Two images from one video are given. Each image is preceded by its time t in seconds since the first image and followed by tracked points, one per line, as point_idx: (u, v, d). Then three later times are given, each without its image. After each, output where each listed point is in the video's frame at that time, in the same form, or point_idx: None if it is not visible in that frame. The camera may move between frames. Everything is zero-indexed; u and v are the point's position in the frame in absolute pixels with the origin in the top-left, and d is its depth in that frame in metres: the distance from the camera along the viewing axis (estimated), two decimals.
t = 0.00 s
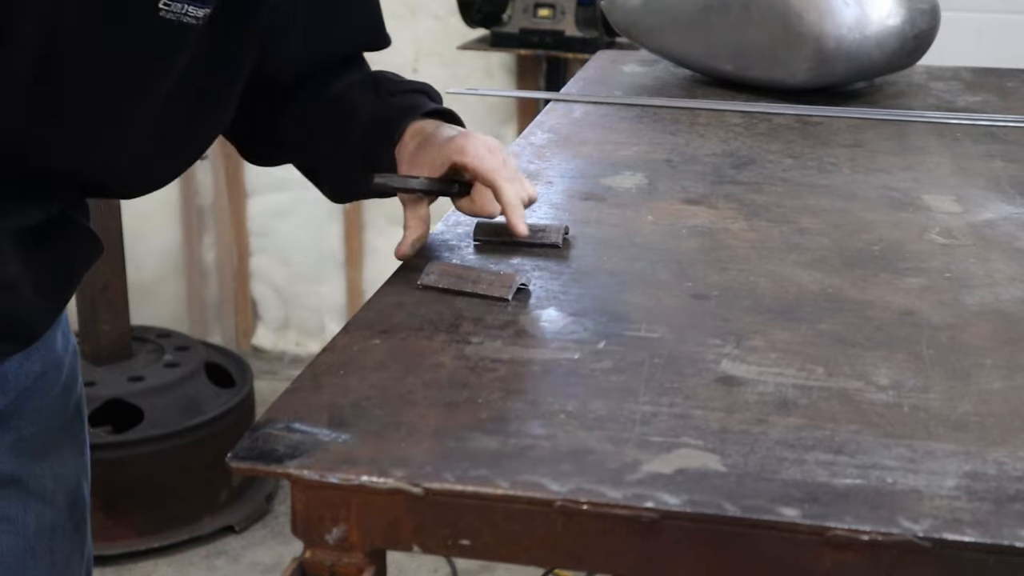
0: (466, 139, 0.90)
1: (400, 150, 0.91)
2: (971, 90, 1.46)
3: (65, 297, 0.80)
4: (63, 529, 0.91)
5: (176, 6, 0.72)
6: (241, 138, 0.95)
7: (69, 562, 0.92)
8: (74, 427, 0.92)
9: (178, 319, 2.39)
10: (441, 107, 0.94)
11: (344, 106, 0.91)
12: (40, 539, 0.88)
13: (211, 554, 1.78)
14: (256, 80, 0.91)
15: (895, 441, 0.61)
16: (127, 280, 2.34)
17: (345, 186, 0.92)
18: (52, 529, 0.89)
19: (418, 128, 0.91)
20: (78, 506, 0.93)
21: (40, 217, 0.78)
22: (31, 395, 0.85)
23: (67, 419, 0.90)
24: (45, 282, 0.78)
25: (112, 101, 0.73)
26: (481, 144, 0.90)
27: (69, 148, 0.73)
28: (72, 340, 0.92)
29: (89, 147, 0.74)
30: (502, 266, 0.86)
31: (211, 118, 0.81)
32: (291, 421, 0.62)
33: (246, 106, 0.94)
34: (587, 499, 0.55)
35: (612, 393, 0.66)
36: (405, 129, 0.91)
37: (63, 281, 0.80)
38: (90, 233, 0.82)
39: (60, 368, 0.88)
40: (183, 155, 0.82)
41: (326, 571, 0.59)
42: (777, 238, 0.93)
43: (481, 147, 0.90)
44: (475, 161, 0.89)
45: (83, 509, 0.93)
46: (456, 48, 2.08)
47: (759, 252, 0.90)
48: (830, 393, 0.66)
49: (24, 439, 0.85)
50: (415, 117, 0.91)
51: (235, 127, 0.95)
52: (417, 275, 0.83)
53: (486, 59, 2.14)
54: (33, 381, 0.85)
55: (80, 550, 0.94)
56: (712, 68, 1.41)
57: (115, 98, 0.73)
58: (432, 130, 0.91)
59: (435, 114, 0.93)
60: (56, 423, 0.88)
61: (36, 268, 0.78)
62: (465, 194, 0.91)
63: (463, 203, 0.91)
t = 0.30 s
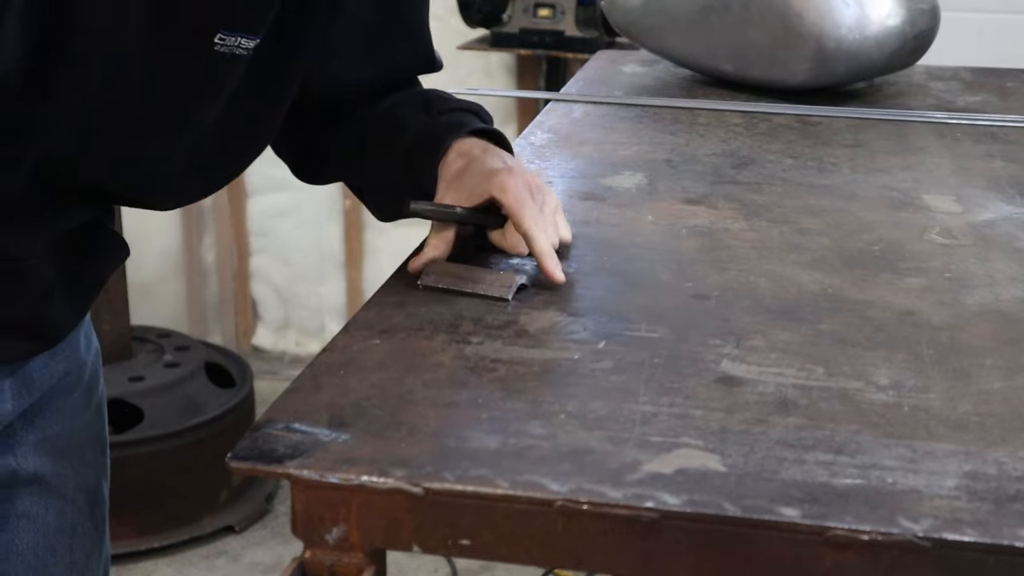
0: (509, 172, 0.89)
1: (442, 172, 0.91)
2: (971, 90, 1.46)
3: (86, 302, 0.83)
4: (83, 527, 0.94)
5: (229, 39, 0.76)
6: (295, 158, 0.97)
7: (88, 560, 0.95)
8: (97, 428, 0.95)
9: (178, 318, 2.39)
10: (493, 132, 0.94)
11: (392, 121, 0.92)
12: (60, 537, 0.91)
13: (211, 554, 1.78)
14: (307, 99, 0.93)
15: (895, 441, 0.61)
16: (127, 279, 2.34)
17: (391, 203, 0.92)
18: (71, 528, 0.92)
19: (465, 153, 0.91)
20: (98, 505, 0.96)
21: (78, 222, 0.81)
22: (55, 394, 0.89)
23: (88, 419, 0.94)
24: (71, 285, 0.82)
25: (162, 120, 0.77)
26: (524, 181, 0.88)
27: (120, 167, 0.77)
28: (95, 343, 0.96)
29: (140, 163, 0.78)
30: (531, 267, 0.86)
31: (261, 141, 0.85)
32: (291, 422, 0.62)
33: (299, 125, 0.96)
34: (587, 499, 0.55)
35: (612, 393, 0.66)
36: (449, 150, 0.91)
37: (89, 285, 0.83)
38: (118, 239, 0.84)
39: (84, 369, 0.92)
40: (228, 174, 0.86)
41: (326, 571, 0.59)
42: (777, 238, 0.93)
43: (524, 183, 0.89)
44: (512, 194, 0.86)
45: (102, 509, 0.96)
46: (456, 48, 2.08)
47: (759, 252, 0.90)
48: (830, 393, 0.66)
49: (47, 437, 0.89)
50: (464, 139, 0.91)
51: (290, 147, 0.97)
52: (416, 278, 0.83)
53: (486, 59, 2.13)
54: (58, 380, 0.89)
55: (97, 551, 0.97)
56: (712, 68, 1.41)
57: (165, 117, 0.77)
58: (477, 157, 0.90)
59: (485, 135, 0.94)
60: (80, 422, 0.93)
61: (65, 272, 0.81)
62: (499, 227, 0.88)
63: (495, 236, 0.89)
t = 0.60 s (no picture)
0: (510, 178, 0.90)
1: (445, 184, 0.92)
2: (971, 90, 1.46)
3: (97, 300, 0.84)
4: (93, 527, 0.94)
5: (258, 68, 0.75)
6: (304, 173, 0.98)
7: (98, 559, 0.95)
8: (108, 428, 0.95)
9: (178, 318, 2.39)
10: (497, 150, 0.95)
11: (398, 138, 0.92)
12: (70, 536, 0.92)
13: (211, 554, 1.78)
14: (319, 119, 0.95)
15: (895, 441, 0.61)
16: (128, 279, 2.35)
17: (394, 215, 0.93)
18: (81, 526, 0.93)
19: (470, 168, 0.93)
20: (109, 506, 0.96)
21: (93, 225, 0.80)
22: (67, 394, 0.90)
23: (100, 420, 0.94)
24: (82, 283, 0.82)
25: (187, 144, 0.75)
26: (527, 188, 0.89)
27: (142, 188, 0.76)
28: (107, 343, 0.95)
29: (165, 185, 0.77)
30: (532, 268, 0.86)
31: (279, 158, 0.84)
32: (291, 422, 0.62)
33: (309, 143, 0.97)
34: (587, 499, 0.55)
35: (612, 393, 0.66)
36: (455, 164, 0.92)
37: (100, 283, 0.83)
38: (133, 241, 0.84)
39: (95, 369, 0.92)
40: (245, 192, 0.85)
41: (326, 571, 0.59)
42: (777, 238, 0.93)
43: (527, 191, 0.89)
44: (512, 195, 0.87)
45: (112, 509, 0.96)
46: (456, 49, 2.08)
47: (759, 252, 0.90)
48: (830, 393, 0.66)
49: (59, 437, 0.89)
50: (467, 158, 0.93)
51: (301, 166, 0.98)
52: (416, 278, 0.82)
53: (486, 59, 2.13)
54: (70, 379, 0.89)
55: (107, 551, 0.97)
56: (712, 68, 1.41)
57: (190, 142, 0.75)
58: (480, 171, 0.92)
59: (489, 154, 0.95)
60: (90, 423, 0.92)
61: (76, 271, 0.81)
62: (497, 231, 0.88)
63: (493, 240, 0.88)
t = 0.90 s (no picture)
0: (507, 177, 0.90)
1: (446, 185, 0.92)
2: (971, 90, 1.46)
3: (101, 300, 0.84)
4: (93, 526, 0.94)
5: (263, 85, 0.75)
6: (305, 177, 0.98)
7: (97, 559, 0.95)
8: (108, 426, 0.95)
9: (178, 318, 2.39)
10: (499, 152, 0.95)
11: (399, 141, 0.93)
12: (70, 535, 0.92)
13: (211, 554, 1.78)
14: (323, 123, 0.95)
15: (895, 441, 0.61)
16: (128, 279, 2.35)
17: (393, 219, 0.93)
18: (81, 526, 0.93)
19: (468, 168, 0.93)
20: (109, 504, 0.96)
21: (94, 227, 0.80)
22: (67, 394, 0.90)
23: (100, 419, 0.94)
24: (83, 285, 0.83)
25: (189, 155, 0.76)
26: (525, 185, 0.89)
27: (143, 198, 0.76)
28: (107, 343, 0.96)
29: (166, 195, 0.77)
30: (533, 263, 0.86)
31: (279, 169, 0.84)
32: (291, 422, 0.62)
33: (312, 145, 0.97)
34: (587, 499, 0.55)
35: (612, 393, 0.66)
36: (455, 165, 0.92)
37: (102, 285, 0.84)
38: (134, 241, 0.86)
39: (94, 367, 0.92)
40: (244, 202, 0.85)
41: (326, 571, 0.59)
42: (777, 238, 0.93)
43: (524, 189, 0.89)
44: (510, 194, 0.87)
45: (112, 508, 0.96)
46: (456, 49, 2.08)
47: (759, 252, 0.90)
48: (830, 393, 0.66)
49: (60, 436, 0.89)
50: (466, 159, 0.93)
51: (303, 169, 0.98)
52: (416, 278, 0.83)
53: (486, 59, 2.13)
54: (71, 378, 0.89)
55: (107, 551, 0.97)
56: (712, 68, 1.41)
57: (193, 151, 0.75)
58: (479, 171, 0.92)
59: (489, 155, 0.95)
60: (92, 421, 0.92)
61: (77, 271, 0.82)
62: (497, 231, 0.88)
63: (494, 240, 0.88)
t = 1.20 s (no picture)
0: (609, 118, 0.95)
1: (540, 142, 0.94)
2: (971, 90, 1.46)
3: (96, 298, 0.85)
4: (91, 525, 0.94)
5: (256, 61, 0.74)
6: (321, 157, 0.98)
7: (96, 557, 0.96)
8: (105, 425, 0.95)
9: (178, 318, 2.38)
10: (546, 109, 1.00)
11: (459, 108, 0.96)
12: (68, 534, 0.92)
13: (211, 554, 1.78)
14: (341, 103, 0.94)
15: (895, 441, 0.61)
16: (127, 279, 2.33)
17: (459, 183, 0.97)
18: (79, 525, 0.93)
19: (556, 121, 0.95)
20: (107, 503, 0.96)
21: (95, 226, 0.80)
22: (66, 394, 0.89)
23: (98, 418, 0.93)
24: (81, 282, 0.83)
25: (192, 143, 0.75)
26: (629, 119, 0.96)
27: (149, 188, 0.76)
28: (105, 341, 0.95)
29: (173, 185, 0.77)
30: (640, 221, 0.94)
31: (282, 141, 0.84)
32: (291, 422, 0.62)
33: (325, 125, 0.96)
34: (586, 499, 0.55)
35: (612, 393, 0.66)
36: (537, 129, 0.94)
37: (99, 282, 0.84)
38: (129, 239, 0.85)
39: (93, 366, 0.92)
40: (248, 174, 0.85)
41: (326, 571, 0.59)
42: (777, 238, 0.93)
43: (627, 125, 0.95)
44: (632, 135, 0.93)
45: (111, 507, 0.96)
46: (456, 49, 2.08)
47: (759, 252, 0.90)
48: (830, 393, 0.66)
49: (58, 436, 0.89)
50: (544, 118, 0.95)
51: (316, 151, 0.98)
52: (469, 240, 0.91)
53: (486, 59, 2.14)
54: (69, 378, 0.89)
55: (106, 548, 0.97)
56: (712, 68, 1.41)
57: (193, 144, 0.75)
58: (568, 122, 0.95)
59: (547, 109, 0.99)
60: (90, 421, 0.92)
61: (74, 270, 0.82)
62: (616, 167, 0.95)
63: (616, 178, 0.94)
